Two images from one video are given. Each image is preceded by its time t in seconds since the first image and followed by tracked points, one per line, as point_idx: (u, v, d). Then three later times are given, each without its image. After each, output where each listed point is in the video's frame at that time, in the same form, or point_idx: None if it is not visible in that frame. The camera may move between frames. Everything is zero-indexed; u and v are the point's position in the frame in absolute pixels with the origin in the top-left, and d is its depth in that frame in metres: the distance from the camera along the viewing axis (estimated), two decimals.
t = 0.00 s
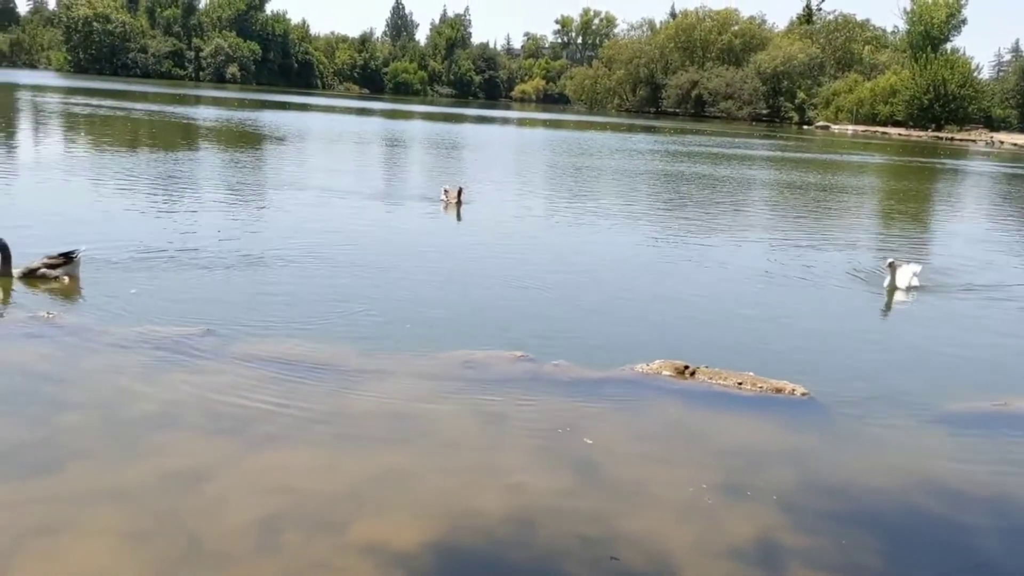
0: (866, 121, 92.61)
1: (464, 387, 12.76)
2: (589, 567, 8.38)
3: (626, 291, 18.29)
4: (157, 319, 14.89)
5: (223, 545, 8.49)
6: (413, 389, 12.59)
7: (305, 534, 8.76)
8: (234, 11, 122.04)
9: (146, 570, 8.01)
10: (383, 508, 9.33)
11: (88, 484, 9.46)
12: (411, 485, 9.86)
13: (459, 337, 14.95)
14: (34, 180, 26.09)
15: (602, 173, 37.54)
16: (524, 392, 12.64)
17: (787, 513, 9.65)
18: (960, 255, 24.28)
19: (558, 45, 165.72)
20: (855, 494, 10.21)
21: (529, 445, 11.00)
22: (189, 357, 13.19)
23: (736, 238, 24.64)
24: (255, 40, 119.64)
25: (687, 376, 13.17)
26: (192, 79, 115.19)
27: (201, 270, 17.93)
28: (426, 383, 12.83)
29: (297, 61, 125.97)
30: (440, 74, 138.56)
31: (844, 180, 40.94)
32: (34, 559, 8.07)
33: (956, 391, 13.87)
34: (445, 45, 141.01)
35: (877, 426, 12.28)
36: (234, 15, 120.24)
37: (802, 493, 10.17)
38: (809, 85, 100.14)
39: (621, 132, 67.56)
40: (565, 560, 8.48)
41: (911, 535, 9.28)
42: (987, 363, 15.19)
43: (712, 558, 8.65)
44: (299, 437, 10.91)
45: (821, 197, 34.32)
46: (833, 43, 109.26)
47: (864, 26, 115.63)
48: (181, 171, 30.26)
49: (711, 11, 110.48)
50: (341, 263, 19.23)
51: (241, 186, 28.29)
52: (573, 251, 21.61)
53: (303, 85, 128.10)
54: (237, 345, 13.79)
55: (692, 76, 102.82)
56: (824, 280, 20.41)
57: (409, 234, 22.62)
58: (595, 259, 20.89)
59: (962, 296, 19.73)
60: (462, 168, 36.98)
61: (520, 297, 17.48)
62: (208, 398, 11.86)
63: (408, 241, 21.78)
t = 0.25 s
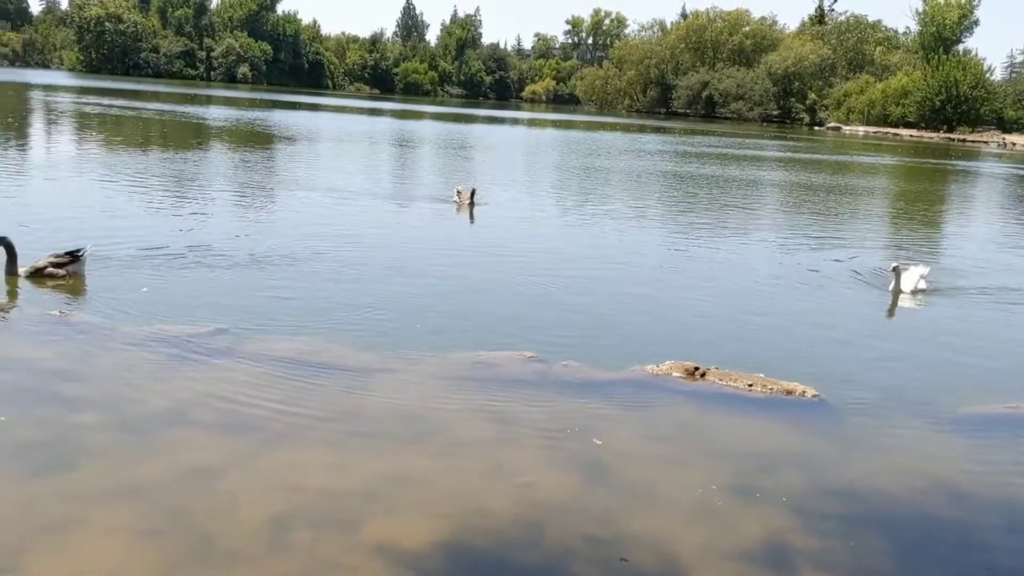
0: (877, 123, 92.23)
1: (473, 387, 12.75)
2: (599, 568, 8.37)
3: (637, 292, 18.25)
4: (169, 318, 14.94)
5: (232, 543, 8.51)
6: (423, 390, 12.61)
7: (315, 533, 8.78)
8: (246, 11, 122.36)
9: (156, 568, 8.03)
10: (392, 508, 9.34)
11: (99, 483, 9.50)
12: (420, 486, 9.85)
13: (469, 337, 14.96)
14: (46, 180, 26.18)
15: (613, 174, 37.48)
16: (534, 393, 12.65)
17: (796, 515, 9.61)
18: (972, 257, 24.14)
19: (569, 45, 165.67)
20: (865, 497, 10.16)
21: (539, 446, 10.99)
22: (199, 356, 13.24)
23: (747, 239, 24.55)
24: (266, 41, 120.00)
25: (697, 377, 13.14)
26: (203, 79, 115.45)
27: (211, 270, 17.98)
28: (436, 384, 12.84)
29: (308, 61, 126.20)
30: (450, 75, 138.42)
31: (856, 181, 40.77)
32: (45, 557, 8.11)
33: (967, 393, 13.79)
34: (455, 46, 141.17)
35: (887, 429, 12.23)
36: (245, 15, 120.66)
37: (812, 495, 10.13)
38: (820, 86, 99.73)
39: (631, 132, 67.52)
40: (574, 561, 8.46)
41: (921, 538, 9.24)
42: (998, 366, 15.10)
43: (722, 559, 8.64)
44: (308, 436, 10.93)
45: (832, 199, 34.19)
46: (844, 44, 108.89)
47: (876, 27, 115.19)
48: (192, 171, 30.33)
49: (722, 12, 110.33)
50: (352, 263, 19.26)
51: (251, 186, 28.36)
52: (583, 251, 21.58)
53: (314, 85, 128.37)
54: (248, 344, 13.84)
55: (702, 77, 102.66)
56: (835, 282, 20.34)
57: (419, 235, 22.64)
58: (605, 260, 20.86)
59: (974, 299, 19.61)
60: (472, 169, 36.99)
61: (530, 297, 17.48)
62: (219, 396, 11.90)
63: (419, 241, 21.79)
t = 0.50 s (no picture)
0: (889, 125, 91.83)
1: (484, 389, 12.76)
2: (609, 570, 8.36)
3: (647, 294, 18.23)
4: (180, 319, 15.00)
5: (243, 543, 8.54)
6: (434, 391, 12.61)
7: (326, 533, 8.80)
8: (257, 13, 122.70)
9: (167, 569, 8.04)
10: (402, 508, 9.35)
11: (109, 483, 9.52)
12: (430, 487, 9.86)
13: (479, 339, 14.95)
14: (59, 180, 26.35)
15: (623, 176, 37.42)
16: (545, 395, 12.64)
17: (807, 518, 9.58)
18: (985, 260, 24.00)
19: (579, 47, 165.59)
20: (877, 501, 10.12)
21: (550, 448, 10.97)
22: (211, 356, 13.30)
23: (757, 242, 24.46)
24: (277, 42, 120.35)
25: (707, 379, 13.11)
26: (215, 80, 115.79)
27: (223, 270, 18.05)
28: (447, 385, 12.84)
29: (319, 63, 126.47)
30: (461, 76, 138.54)
31: (867, 183, 40.61)
32: (57, 556, 8.15)
33: (980, 397, 13.72)
34: (466, 47, 141.32)
35: (899, 432, 12.17)
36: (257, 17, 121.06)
37: (823, 498, 10.09)
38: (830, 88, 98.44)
39: (642, 134, 67.45)
40: (585, 563, 8.45)
41: (933, 542, 9.19)
42: (1011, 369, 15.01)
43: (732, 562, 8.62)
44: (319, 437, 10.95)
45: (843, 201, 34.06)
46: (856, 46, 108.51)
47: (888, 29, 114.73)
48: (203, 172, 30.44)
49: (733, 14, 110.16)
50: (362, 264, 19.31)
51: (262, 187, 28.44)
52: (593, 253, 21.57)
53: (325, 86, 128.65)
54: (259, 345, 13.88)
55: (713, 78, 102.48)
56: (846, 284, 20.27)
57: (429, 236, 22.67)
58: (615, 262, 20.85)
59: (987, 302, 19.50)
60: (482, 170, 37.02)
61: (540, 299, 17.48)
62: (230, 397, 11.94)
63: (429, 243, 21.80)
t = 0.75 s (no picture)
0: (902, 126, 91.41)
1: (495, 390, 12.77)
2: (620, 571, 8.36)
3: (658, 295, 18.21)
4: (192, 318, 15.09)
5: (255, 542, 8.57)
6: (444, 391, 12.63)
7: (337, 534, 8.82)
8: (270, 14, 123.09)
9: (179, 567, 8.08)
10: (412, 509, 9.37)
11: (123, 482, 9.58)
12: (441, 488, 9.87)
13: (490, 340, 14.97)
14: (72, 181, 26.52)
15: (634, 177, 37.37)
16: (556, 396, 12.63)
17: (819, 520, 9.55)
18: (998, 262, 23.86)
19: (591, 48, 165.50)
20: (889, 503, 10.07)
21: (560, 449, 10.97)
22: (223, 356, 13.36)
23: (769, 243, 24.38)
24: (289, 43, 120.74)
25: (719, 381, 13.07)
26: (227, 81, 116.21)
27: (235, 270, 18.14)
28: (458, 385, 12.86)
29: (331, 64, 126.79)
30: (472, 77, 138.77)
31: (879, 185, 40.44)
32: (70, 554, 8.20)
33: (994, 400, 13.64)
34: (477, 48, 141.46)
35: (912, 434, 12.11)
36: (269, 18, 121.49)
37: (835, 500, 10.05)
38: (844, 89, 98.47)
39: (653, 135, 67.40)
40: (595, 564, 8.45)
41: (945, 545, 9.15)
42: None
43: (743, 564, 8.60)
44: (330, 437, 10.98)
45: (855, 202, 33.92)
46: (869, 46, 108.11)
47: (901, 29, 114.28)
48: (214, 173, 30.58)
49: (745, 15, 109.98)
50: (374, 264, 19.35)
51: (273, 187, 28.57)
52: (605, 254, 21.55)
53: (337, 87, 128.98)
54: (271, 345, 13.93)
55: (725, 79, 102.32)
56: (858, 286, 20.20)
57: (440, 237, 22.70)
58: (626, 263, 20.83)
59: (1000, 304, 19.38)
60: (493, 171, 37.07)
61: (551, 300, 17.48)
62: (242, 396, 12.00)
63: (440, 243, 21.86)
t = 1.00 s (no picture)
0: (917, 125, 90.82)
1: (508, 389, 12.78)
2: (632, 570, 8.36)
3: (671, 295, 18.18)
4: (206, 317, 15.16)
5: (269, 540, 8.62)
6: (457, 390, 12.65)
7: (351, 532, 8.86)
8: (283, 14, 123.37)
9: (192, 566, 8.13)
10: (426, 508, 9.40)
11: (138, 480, 9.64)
12: (454, 487, 9.90)
13: (503, 339, 14.97)
14: (86, 180, 26.65)
15: (646, 176, 37.30)
16: (568, 396, 12.64)
17: (833, 521, 9.53)
18: (1013, 262, 23.69)
19: (604, 47, 165.22)
20: (904, 504, 10.03)
21: (574, 449, 10.97)
22: (237, 355, 13.42)
23: (782, 243, 24.28)
24: (303, 43, 121.02)
25: (732, 381, 13.04)
26: (241, 81, 116.60)
27: (248, 269, 18.20)
28: (471, 385, 12.87)
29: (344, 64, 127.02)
30: (485, 76, 138.84)
31: (893, 184, 40.22)
32: (86, 551, 8.27)
33: (1009, 401, 13.55)
34: (490, 48, 141.44)
35: (926, 435, 12.05)
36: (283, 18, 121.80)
37: (849, 501, 10.02)
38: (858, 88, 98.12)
39: (666, 134, 67.24)
40: (608, 564, 8.46)
41: (960, 546, 9.11)
42: None
43: (757, 564, 8.60)
44: (344, 436, 11.02)
45: (869, 202, 33.75)
46: (883, 45, 107.54)
47: (916, 28, 113.61)
48: (227, 172, 30.69)
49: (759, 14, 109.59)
50: (386, 264, 19.39)
51: (286, 187, 28.65)
52: (617, 254, 21.52)
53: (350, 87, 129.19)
54: (285, 344, 13.99)
55: (739, 78, 101.97)
56: (872, 286, 20.10)
57: (453, 236, 22.72)
58: (638, 262, 20.80)
59: (1015, 304, 19.26)
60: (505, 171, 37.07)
61: (563, 299, 17.48)
62: (255, 394, 12.06)
63: (453, 243, 21.88)
